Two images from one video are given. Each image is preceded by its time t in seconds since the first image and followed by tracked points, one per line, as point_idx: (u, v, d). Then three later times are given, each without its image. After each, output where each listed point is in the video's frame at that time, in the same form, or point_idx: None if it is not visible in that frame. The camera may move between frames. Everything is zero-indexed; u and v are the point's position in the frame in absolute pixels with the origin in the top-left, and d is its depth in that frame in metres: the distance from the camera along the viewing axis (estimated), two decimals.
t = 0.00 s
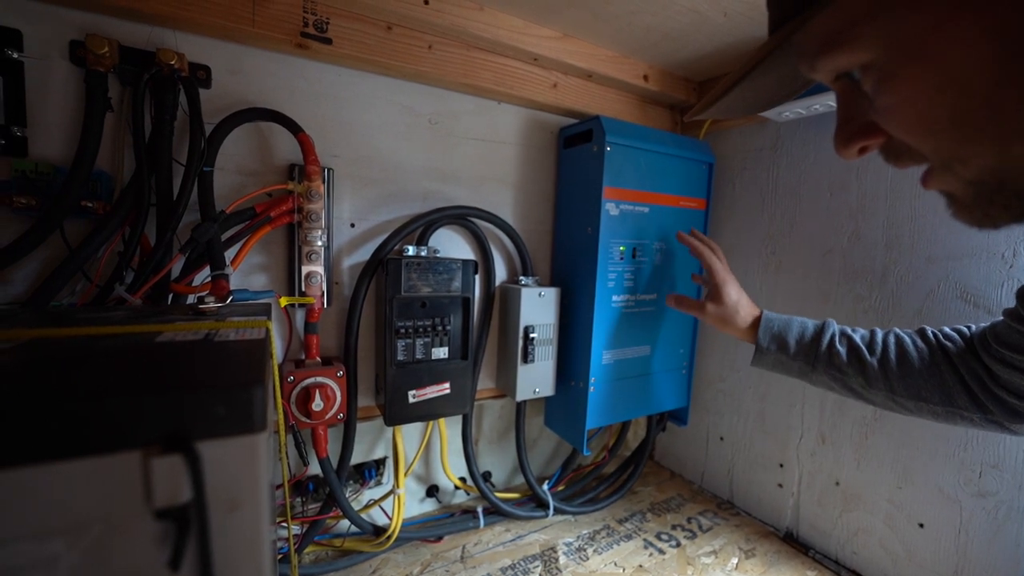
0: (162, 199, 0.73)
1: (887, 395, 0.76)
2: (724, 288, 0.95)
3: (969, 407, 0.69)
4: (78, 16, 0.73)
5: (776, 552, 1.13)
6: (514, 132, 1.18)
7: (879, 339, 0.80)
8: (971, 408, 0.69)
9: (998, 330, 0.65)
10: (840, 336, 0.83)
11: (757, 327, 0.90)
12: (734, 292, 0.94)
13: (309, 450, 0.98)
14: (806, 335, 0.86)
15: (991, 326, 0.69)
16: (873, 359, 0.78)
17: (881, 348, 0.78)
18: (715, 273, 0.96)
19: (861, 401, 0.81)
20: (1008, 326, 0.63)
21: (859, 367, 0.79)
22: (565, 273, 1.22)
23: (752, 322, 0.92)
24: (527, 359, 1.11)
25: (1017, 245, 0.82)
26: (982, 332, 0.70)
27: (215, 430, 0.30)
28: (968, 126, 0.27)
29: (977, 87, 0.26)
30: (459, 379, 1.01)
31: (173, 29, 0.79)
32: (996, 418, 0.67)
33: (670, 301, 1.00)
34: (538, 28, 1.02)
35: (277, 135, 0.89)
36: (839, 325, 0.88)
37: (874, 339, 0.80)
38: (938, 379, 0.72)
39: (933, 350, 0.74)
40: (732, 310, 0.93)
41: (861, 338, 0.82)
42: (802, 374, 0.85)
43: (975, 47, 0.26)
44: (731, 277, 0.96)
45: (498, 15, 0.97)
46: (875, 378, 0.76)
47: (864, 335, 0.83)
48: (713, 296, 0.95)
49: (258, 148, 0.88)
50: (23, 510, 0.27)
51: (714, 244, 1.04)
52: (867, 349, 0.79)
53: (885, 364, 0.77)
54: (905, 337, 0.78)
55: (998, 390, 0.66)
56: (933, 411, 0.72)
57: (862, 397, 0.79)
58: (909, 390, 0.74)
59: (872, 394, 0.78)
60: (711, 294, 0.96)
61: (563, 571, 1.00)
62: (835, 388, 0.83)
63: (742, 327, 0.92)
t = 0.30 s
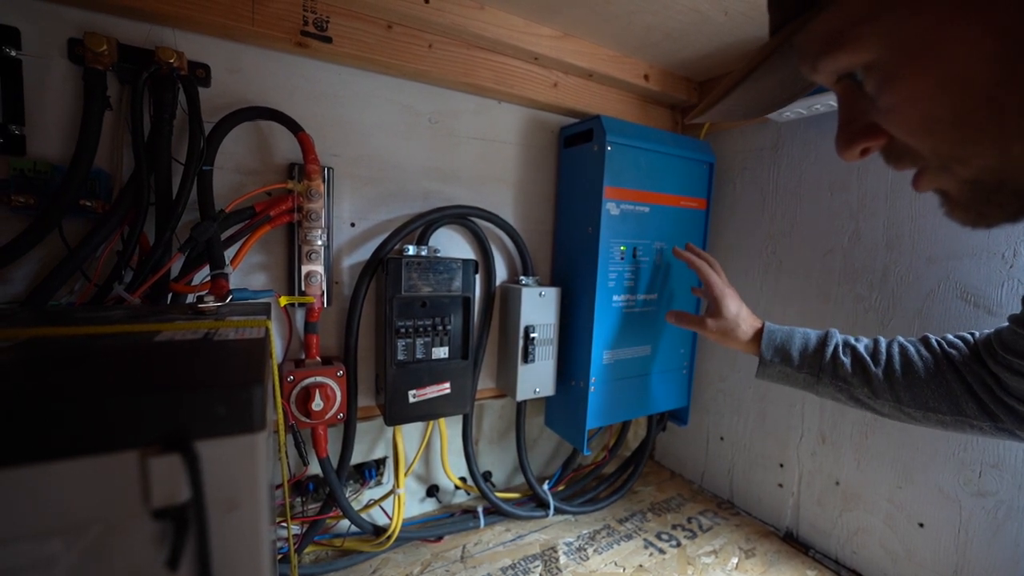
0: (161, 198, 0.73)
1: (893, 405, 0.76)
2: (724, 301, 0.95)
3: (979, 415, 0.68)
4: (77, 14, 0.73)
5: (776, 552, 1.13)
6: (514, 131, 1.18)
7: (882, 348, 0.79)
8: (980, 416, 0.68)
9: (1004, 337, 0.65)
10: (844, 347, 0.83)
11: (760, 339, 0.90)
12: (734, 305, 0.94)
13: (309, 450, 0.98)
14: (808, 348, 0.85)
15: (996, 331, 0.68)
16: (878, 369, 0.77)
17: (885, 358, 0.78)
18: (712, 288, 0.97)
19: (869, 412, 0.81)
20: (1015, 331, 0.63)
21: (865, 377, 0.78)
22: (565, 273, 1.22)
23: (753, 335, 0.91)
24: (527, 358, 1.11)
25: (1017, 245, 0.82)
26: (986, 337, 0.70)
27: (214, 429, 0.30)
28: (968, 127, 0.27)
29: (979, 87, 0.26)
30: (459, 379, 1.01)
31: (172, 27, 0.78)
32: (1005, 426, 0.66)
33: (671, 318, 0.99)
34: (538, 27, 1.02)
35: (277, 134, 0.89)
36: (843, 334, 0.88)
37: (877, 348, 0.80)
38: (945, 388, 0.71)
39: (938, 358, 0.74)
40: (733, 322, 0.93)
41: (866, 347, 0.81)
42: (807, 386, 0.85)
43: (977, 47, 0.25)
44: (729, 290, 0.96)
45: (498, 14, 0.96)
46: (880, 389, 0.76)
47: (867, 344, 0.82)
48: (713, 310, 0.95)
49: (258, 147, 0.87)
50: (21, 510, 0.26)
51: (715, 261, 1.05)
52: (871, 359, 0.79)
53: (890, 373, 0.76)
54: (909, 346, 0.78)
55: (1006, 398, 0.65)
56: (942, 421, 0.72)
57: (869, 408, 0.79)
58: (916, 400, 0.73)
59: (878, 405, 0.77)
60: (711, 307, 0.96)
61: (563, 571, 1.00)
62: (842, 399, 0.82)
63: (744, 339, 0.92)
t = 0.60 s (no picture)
0: (161, 199, 0.73)
1: (890, 408, 0.76)
2: (720, 310, 0.96)
3: (974, 416, 0.68)
4: (77, 15, 0.73)
5: (777, 552, 1.13)
6: (514, 132, 1.18)
7: (877, 352, 0.80)
8: (976, 417, 0.68)
9: (1001, 338, 0.65)
10: (839, 351, 0.83)
11: (756, 346, 0.90)
12: (730, 314, 0.95)
13: (309, 450, 0.98)
14: (805, 351, 0.85)
15: (992, 333, 0.69)
16: (874, 372, 0.77)
17: (880, 361, 0.78)
18: (710, 298, 0.99)
19: (867, 416, 0.80)
20: (1011, 332, 0.64)
21: (860, 380, 0.78)
22: (565, 273, 1.22)
23: (750, 341, 0.92)
24: (527, 359, 1.11)
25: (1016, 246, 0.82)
26: (981, 340, 0.70)
27: (213, 429, 0.30)
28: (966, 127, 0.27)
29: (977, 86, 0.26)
30: (459, 379, 1.01)
31: (173, 28, 0.79)
32: (1002, 427, 0.67)
33: (671, 328, 1.01)
34: (537, 28, 1.02)
35: (277, 135, 0.89)
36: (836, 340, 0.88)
37: (872, 352, 0.80)
38: (940, 390, 0.71)
39: (932, 361, 0.74)
40: (729, 329, 0.94)
41: (859, 352, 0.81)
42: (803, 391, 0.84)
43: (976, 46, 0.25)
44: (726, 299, 0.98)
45: (498, 15, 0.97)
46: (877, 392, 0.76)
47: (862, 349, 0.82)
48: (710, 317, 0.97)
49: (258, 148, 0.88)
50: (22, 511, 0.26)
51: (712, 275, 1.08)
52: (867, 363, 0.79)
53: (886, 376, 0.76)
54: (903, 349, 0.78)
55: (1002, 398, 0.65)
56: (939, 423, 0.72)
57: (867, 412, 0.78)
58: (913, 401, 0.73)
59: (875, 408, 0.77)
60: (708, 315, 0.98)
61: (563, 571, 1.00)
62: (841, 403, 0.81)
63: (740, 346, 0.92)
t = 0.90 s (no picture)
0: (160, 198, 0.73)
1: (889, 407, 0.76)
2: (720, 310, 0.96)
3: (972, 415, 0.69)
4: (77, 15, 0.73)
5: (777, 552, 1.13)
6: (513, 132, 1.18)
7: (875, 351, 0.79)
8: (973, 416, 0.69)
9: (1000, 337, 0.65)
10: (838, 351, 0.83)
11: (756, 346, 0.90)
12: (729, 314, 0.95)
13: (309, 450, 0.98)
14: (805, 351, 0.85)
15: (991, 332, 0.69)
16: (873, 372, 0.77)
17: (879, 361, 0.78)
18: (709, 298, 0.98)
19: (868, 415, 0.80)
20: (1010, 332, 0.64)
21: (859, 380, 0.78)
22: (565, 273, 1.22)
23: (750, 341, 0.92)
24: (527, 359, 1.11)
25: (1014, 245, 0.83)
26: (979, 340, 0.70)
27: (213, 429, 0.30)
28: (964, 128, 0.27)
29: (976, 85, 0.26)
30: (459, 379, 1.01)
31: (172, 29, 0.78)
32: (1000, 426, 0.67)
33: (671, 328, 1.01)
34: (537, 28, 1.02)
35: (277, 135, 0.89)
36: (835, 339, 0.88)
37: (871, 352, 0.80)
38: (938, 390, 0.71)
39: (930, 360, 0.74)
40: (728, 330, 0.94)
41: (859, 351, 0.81)
42: (803, 391, 0.84)
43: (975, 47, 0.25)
44: (725, 299, 0.97)
45: (497, 15, 0.97)
46: (877, 391, 0.76)
47: (860, 348, 0.82)
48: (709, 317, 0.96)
49: (257, 148, 0.87)
50: (21, 511, 0.26)
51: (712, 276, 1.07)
52: (865, 363, 0.79)
53: (884, 375, 0.76)
54: (902, 348, 0.78)
55: (1001, 398, 0.65)
56: (937, 422, 0.72)
57: (866, 411, 0.78)
58: (912, 400, 0.73)
59: (874, 407, 0.77)
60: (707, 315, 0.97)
61: (563, 571, 1.00)
62: (841, 402, 0.81)
63: (739, 346, 0.92)
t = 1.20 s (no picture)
0: (161, 200, 0.73)
1: (889, 411, 0.76)
2: (719, 315, 0.97)
3: (974, 420, 0.68)
4: (78, 18, 0.73)
5: (777, 552, 1.13)
6: (513, 133, 1.18)
7: (875, 356, 0.80)
8: (975, 421, 0.68)
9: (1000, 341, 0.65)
10: (838, 355, 0.83)
11: (755, 350, 0.90)
12: (729, 319, 0.95)
13: (309, 451, 0.98)
14: (805, 355, 0.86)
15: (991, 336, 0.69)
16: (873, 376, 0.77)
17: (878, 365, 0.78)
18: (709, 304, 0.99)
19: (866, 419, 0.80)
20: (1010, 335, 0.64)
21: (859, 384, 0.78)
22: (565, 274, 1.22)
23: (749, 346, 0.92)
24: (527, 359, 1.11)
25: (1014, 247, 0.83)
26: (979, 344, 0.70)
27: (214, 431, 0.30)
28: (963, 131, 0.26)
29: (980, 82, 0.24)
30: (459, 380, 1.01)
31: (174, 31, 0.79)
32: (1001, 431, 0.66)
33: (670, 333, 1.02)
34: (537, 31, 1.03)
35: (277, 137, 0.89)
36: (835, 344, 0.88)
37: (870, 356, 0.80)
38: (938, 394, 0.72)
39: (930, 365, 0.74)
40: (728, 334, 0.94)
41: (860, 354, 0.82)
42: (803, 395, 0.85)
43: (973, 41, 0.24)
44: (725, 304, 0.98)
45: (497, 17, 0.97)
46: (877, 396, 0.76)
47: (860, 353, 0.82)
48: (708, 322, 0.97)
49: (258, 149, 0.88)
50: (24, 513, 0.27)
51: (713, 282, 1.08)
52: (865, 367, 0.79)
53: (884, 380, 0.76)
54: (902, 353, 0.78)
55: (1001, 402, 0.65)
56: (938, 426, 0.72)
57: (866, 415, 0.78)
58: (912, 405, 0.73)
59: (874, 412, 0.77)
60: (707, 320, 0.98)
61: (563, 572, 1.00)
62: (841, 408, 0.82)
63: (739, 351, 0.92)
